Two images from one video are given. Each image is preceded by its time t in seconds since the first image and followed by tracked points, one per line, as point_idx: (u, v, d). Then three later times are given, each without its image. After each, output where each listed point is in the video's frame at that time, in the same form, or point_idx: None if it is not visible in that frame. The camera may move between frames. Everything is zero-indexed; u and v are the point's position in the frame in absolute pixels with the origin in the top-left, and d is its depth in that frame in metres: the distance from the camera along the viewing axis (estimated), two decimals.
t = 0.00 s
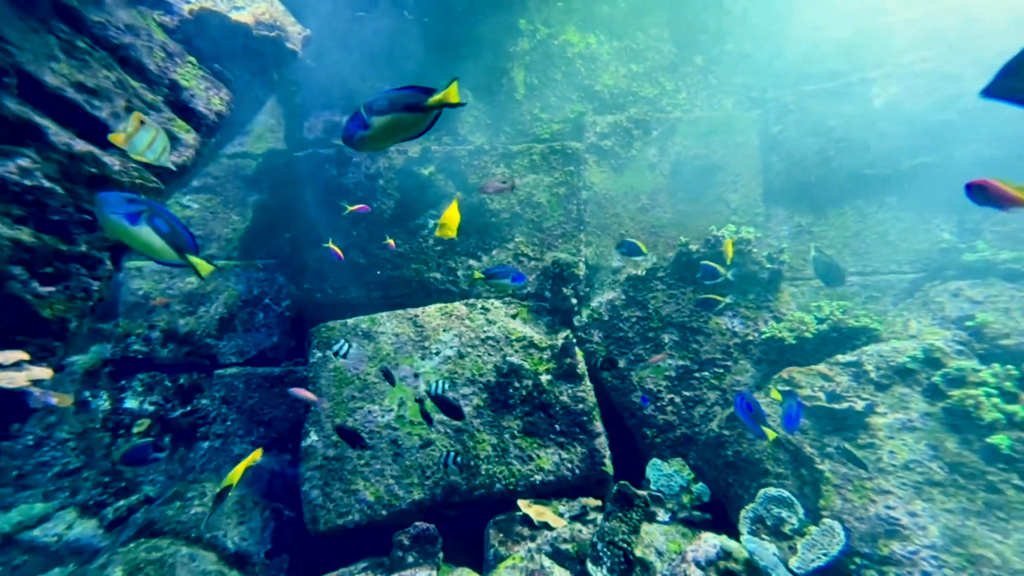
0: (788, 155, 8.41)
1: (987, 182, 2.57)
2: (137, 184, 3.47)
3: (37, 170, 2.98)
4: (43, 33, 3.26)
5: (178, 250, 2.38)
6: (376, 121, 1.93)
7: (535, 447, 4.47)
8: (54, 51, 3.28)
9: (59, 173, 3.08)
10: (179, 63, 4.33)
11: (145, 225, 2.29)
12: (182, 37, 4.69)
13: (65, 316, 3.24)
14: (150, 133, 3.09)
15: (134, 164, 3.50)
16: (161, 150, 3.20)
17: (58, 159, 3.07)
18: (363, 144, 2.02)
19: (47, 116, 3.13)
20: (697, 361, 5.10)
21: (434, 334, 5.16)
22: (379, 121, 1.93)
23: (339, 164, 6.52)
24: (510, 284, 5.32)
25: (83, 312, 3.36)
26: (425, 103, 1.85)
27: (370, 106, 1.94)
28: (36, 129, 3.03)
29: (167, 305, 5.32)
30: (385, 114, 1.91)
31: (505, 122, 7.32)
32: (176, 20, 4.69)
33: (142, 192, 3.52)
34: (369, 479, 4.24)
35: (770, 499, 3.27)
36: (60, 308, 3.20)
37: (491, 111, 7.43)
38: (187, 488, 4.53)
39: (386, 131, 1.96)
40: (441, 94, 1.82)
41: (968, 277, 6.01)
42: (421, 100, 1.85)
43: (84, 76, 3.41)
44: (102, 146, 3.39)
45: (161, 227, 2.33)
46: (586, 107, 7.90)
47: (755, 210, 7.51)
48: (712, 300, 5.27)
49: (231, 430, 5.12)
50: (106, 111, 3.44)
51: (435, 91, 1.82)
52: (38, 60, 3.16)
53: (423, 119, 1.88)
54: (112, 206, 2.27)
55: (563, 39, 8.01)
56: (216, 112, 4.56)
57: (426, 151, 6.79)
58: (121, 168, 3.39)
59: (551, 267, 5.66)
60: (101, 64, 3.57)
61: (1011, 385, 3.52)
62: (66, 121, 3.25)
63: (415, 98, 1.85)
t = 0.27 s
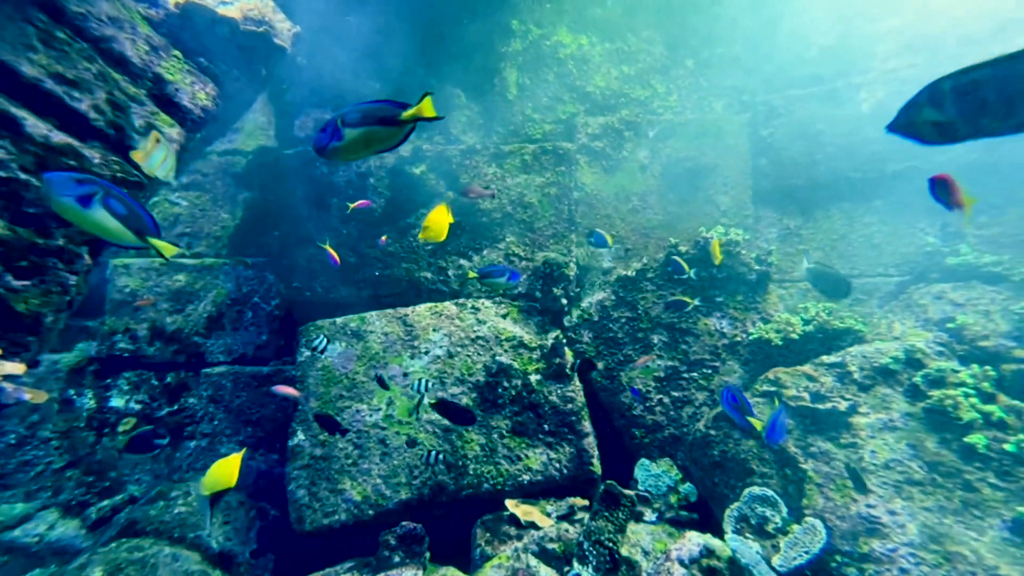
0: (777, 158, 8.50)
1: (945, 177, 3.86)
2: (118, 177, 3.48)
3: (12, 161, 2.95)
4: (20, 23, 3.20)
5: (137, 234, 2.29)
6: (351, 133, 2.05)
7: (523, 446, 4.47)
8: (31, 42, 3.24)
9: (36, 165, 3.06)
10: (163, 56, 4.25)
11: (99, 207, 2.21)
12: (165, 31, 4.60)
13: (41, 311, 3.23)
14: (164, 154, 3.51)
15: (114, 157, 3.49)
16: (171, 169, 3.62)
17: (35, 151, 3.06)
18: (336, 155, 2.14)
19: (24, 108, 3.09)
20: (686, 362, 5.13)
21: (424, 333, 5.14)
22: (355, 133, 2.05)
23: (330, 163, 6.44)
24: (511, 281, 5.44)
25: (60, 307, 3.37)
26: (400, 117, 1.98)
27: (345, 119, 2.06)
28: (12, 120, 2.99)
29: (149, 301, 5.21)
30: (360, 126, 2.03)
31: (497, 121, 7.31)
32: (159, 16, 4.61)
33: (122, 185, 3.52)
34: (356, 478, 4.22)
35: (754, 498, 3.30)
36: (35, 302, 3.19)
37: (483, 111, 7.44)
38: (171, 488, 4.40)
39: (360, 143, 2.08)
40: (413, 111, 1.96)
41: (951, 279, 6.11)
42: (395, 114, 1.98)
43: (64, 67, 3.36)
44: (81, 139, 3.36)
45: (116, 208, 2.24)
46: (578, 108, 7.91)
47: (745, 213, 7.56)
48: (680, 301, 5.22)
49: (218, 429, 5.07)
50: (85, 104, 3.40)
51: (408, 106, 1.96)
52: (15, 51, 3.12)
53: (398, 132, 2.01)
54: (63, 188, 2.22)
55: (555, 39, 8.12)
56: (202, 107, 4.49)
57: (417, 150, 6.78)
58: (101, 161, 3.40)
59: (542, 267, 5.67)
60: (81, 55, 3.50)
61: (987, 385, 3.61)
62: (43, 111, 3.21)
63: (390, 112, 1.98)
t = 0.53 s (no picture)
0: (770, 162, 8.58)
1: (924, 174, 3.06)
2: (108, 174, 3.45)
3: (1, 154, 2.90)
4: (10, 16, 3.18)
5: (104, 217, 2.41)
6: (331, 145, 2.06)
7: (516, 446, 4.48)
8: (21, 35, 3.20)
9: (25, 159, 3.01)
10: (155, 52, 4.25)
11: (65, 190, 2.29)
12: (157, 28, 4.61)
13: (26, 306, 3.21)
14: (172, 165, 4.11)
15: (103, 152, 3.48)
16: (176, 179, 4.26)
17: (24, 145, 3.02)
18: (315, 165, 2.14)
19: (12, 101, 3.05)
20: (679, 363, 5.15)
21: (418, 333, 5.12)
22: (336, 144, 2.07)
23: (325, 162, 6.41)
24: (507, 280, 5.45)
25: (45, 303, 3.33)
26: (381, 128, 2.01)
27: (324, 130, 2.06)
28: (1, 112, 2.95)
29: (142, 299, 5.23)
30: (342, 137, 2.05)
31: (492, 122, 7.33)
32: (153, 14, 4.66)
33: (112, 181, 3.48)
34: (348, 478, 4.21)
35: (745, 499, 3.31)
36: (20, 296, 3.17)
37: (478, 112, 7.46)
38: (160, 487, 4.43)
39: (340, 154, 2.10)
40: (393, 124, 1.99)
41: (942, 283, 6.16)
42: (375, 126, 2.01)
43: (54, 61, 3.34)
44: (71, 134, 3.34)
45: (81, 192, 2.33)
46: (574, 110, 7.95)
47: (738, 215, 7.61)
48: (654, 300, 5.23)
49: (209, 429, 5.06)
50: (75, 98, 3.37)
51: (389, 118, 1.99)
52: (3, 43, 3.08)
53: (379, 143, 2.04)
54: (20, 167, 2.20)
55: (551, 41, 8.25)
56: (195, 104, 4.49)
57: (413, 150, 6.78)
58: (90, 157, 3.37)
59: (536, 268, 5.68)
60: (73, 50, 3.48)
61: (973, 387, 3.67)
62: (31, 106, 3.18)
63: (371, 123, 2.00)
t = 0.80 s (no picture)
0: (761, 163, 8.64)
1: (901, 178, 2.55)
2: (91, 164, 3.44)
3: None
4: None
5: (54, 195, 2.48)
6: (302, 150, 2.06)
7: (506, 444, 4.47)
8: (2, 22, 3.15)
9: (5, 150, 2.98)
10: (141, 43, 4.21)
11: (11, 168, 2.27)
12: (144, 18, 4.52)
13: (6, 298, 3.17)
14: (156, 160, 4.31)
15: (87, 143, 3.47)
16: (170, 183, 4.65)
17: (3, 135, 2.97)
18: (287, 170, 2.13)
19: None
20: (670, 363, 5.17)
21: (410, 331, 5.11)
22: (309, 150, 2.07)
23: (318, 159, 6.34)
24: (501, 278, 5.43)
25: (25, 295, 3.30)
26: (355, 136, 2.02)
27: (297, 136, 2.06)
28: None
29: (130, 296, 5.23)
30: (315, 143, 2.05)
31: (485, 121, 7.38)
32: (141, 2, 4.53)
33: (95, 173, 3.48)
34: (337, 476, 4.19)
35: (732, 496, 3.31)
36: None
37: (472, 111, 7.47)
38: (146, 485, 4.38)
39: (313, 160, 2.10)
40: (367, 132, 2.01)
41: (928, 284, 6.24)
42: (350, 133, 2.01)
43: (37, 50, 3.29)
44: (54, 124, 3.31)
45: (25, 168, 2.33)
46: (567, 110, 8.05)
47: (730, 216, 7.66)
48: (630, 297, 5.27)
49: (198, 426, 5.01)
50: (58, 88, 3.34)
51: (363, 125, 2.00)
52: None
53: (353, 150, 2.05)
54: None
55: (545, 41, 8.35)
56: (182, 97, 4.47)
57: (406, 149, 6.77)
58: (73, 148, 3.35)
59: (528, 267, 5.69)
60: (54, 39, 3.44)
61: (956, 385, 3.72)
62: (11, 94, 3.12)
63: (345, 130, 2.01)
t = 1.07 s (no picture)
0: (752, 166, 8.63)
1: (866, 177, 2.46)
2: (69, 157, 3.79)
3: None
4: None
5: None
6: (269, 155, 2.06)
7: (493, 443, 4.45)
8: None
9: None
10: (121, 35, 4.57)
11: None
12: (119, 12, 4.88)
13: None
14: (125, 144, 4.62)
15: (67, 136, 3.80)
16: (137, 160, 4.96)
17: None
18: (254, 173, 2.13)
19: None
20: (658, 362, 5.21)
21: (398, 329, 5.09)
22: (277, 155, 2.07)
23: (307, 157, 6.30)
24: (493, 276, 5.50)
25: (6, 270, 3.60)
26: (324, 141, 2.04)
27: (263, 139, 2.06)
28: None
29: (117, 292, 5.24)
30: (283, 148, 2.05)
31: (476, 120, 7.33)
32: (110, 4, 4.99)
33: (71, 164, 3.83)
34: (323, 474, 4.16)
35: (715, 493, 3.36)
36: None
37: (463, 109, 7.41)
38: (128, 483, 4.33)
39: (279, 164, 2.11)
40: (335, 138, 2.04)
41: (911, 286, 6.33)
42: (319, 138, 2.04)
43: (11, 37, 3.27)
44: (32, 115, 3.58)
45: None
46: (558, 110, 8.05)
47: (720, 217, 7.72)
48: (606, 296, 5.36)
49: (184, 425, 4.95)
50: (36, 79, 3.57)
51: (332, 132, 2.04)
52: None
53: (322, 156, 2.07)
54: None
55: (536, 41, 8.35)
56: (161, 87, 4.82)
57: (396, 146, 6.73)
58: (49, 138, 3.63)
59: (518, 266, 5.69)
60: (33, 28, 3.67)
61: (933, 384, 3.75)
62: None
63: (313, 134, 2.03)
